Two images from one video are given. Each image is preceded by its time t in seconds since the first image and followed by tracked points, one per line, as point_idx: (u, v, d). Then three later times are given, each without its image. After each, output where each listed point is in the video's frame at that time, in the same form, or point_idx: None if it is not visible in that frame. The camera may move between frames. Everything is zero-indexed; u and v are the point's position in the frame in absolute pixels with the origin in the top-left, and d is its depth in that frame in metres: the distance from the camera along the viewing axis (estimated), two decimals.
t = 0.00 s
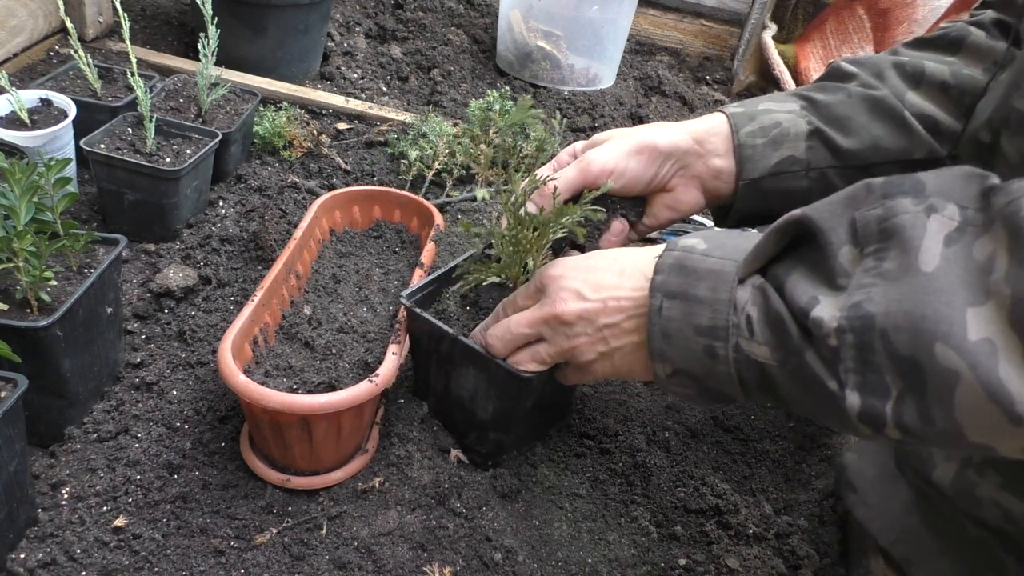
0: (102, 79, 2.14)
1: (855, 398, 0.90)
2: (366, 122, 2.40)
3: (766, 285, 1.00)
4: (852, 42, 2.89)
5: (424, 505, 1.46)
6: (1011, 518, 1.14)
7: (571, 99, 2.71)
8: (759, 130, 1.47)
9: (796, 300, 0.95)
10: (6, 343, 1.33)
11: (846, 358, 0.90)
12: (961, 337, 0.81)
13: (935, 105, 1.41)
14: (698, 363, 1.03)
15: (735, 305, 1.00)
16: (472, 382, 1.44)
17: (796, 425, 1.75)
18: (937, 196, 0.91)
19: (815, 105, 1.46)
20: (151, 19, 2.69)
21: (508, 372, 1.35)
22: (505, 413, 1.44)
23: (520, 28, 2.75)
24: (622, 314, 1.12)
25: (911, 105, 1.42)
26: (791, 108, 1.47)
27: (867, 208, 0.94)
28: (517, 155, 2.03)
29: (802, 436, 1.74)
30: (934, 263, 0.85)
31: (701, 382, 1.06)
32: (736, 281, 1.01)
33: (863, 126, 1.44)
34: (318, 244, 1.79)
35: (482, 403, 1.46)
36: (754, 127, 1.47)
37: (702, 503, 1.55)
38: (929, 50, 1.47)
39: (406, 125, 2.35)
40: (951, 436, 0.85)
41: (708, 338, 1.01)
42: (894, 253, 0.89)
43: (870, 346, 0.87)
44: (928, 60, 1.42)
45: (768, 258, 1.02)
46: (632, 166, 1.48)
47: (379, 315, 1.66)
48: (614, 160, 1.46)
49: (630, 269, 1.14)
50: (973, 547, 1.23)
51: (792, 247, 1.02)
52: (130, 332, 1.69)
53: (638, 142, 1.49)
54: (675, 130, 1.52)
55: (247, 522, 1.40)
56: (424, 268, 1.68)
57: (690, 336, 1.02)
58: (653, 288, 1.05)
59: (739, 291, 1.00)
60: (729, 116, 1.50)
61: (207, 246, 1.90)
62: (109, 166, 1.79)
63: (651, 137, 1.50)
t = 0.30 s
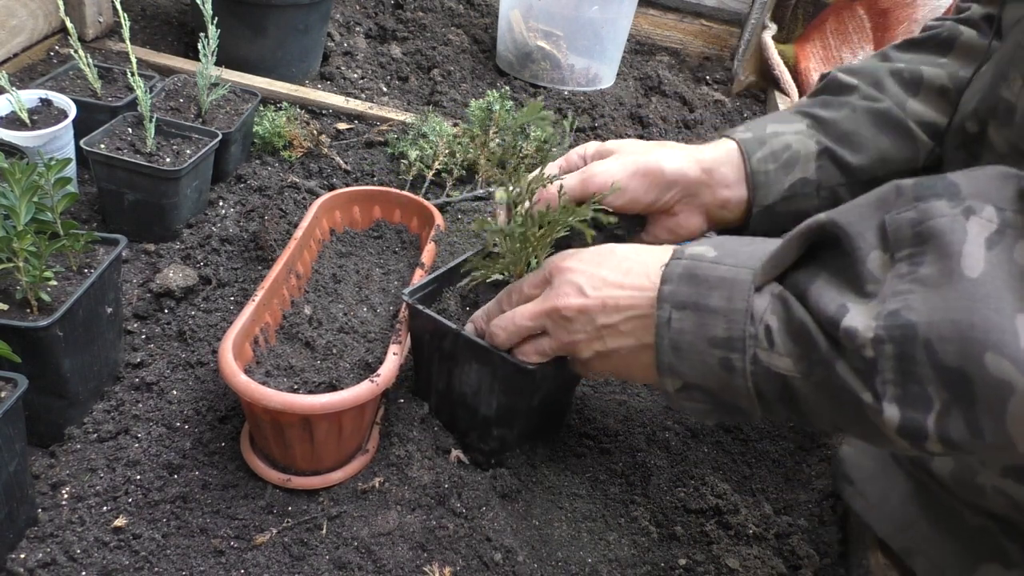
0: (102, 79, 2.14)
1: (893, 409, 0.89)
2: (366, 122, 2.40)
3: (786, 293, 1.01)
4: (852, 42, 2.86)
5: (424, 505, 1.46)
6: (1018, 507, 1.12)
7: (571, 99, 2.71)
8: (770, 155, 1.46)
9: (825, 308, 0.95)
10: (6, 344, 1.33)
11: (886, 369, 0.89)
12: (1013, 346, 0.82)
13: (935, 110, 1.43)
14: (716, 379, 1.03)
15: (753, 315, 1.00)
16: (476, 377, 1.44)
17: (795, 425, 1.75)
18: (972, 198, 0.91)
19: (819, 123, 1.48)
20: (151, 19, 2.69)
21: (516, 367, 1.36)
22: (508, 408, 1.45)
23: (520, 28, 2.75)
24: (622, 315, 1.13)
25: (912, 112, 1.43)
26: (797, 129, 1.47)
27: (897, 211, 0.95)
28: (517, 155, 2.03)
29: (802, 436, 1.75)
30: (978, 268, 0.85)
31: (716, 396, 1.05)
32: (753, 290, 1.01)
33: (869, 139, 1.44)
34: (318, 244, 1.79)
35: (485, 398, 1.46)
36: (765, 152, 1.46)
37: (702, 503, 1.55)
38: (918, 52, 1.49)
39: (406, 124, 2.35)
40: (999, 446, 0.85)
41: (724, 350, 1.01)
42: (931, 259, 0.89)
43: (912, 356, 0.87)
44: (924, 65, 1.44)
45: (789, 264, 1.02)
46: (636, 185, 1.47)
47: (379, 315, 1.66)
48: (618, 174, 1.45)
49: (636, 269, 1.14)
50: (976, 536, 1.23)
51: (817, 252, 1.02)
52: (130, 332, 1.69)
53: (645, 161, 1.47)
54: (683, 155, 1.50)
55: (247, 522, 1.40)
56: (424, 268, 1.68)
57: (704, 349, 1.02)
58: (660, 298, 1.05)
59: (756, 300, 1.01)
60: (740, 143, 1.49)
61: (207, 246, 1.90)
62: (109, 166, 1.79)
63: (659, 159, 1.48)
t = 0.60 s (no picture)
0: (102, 79, 2.14)
1: (842, 402, 0.84)
2: (366, 122, 2.40)
3: (743, 295, 0.96)
4: (852, 42, 2.86)
5: (424, 505, 1.46)
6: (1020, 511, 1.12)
7: (571, 99, 2.71)
8: (784, 191, 1.46)
9: (778, 306, 0.92)
10: (6, 344, 1.33)
11: (833, 362, 0.85)
12: (950, 330, 0.77)
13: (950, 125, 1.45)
14: (677, 382, 0.99)
15: (713, 316, 0.96)
16: (474, 379, 1.45)
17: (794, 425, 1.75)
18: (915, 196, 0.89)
19: (835, 151, 1.47)
20: (151, 19, 2.69)
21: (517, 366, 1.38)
22: (508, 411, 1.46)
23: (520, 28, 2.75)
24: (588, 303, 1.10)
25: (926, 130, 1.45)
26: (816, 161, 1.46)
27: (844, 212, 0.92)
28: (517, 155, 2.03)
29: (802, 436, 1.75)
30: (918, 258, 0.82)
31: (678, 400, 1.01)
32: (713, 293, 0.97)
33: (885, 166, 1.46)
34: (318, 244, 1.79)
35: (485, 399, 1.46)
36: (780, 189, 1.46)
37: (702, 503, 1.55)
38: (930, 61, 1.49)
39: (406, 125, 2.35)
40: (947, 435, 0.80)
41: (686, 353, 0.97)
42: (876, 254, 0.86)
43: (858, 346, 0.83)
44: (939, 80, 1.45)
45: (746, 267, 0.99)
46: (649, 209, 1.45)
47: (379, 315, 1.66)
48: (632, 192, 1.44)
49: (606, 270, 1.13)
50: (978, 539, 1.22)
51: (772, 256, 0.99)
52: (130, 332, 1.69)
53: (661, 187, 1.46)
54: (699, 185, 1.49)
55: (247, 522, 1.40)
56: (424, 268, 1.68)
57: (666, 353, 0.98)
58: (626, 304, 1.01)
59: (716, 303, 0.97)
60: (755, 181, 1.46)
61: (207, 246, 1.90)
62: (110, 166, 1.79)
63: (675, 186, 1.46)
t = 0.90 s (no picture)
0: (102, 79, 2.14)
1: (827, 409, 0.83)
2: (366, 122, 2.40)
3: (727, 293, 0.95)
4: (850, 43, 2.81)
5: (424, 505, 1.46)
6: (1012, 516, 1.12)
7: (571, 99, 2.71)
8: (777, 117, 1.37)
9: (764, 308, 0.90)
10: (6, 344, 1.33)
11: (819, 368, 0.83)
12: (942, 343, 0.75)
13: (962, 95, 1.33)
14: (658, 379, 0.97)
15: (696, 315, 0.95)
16: (471, 378, 1.45)
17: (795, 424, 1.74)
18: (909, 199, 0.86)
19: (836, 92, 1.37)
20: (151, 19, 2.69)
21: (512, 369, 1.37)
22: (504, 410, 1.46)
23: (519, 28, 2.75)
24: (564, 306, 1.08)
25: (937, 93, 1.33)
26: (813, 95, 1.37)
27: (835, 212, 0.89)
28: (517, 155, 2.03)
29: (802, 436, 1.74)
30: (910, 266, 0.80)
31: (658, 398, 1.00)
32: (697, 292, 0.96)
33: (886, 116, 1.34)
34: (318, 244, 1.79)
35: (483, 399, 1.46)
36: (772, 114, 1.37)
37: (702, 503, 1.55)
38: (949, 32, 1.37)
39: (406, 124, 2.35)
40: (933, 447, 0.79)
41: (667, 351, 0.95)
42: (867, 257, 0.84)
43: (845, 354, 0.81)
44: (954, 46, 1.33)
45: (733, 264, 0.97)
46: (637, 134, 1.43)
47: (379, 315, 1.66)
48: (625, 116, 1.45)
49: (585, 269, 1.11)
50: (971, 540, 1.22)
51: (761, 252, 0.97)
52: (130, 332, 1.69)
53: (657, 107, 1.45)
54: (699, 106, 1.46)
55: (247, 522, 1.40)
56: (424, 268, 1.68)
57: (648, 350, 0.96)
58: (607, 299, 0.99)
59: (699, 302, 0.95)
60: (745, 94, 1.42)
61: (206, 246, 1.90)
62: (109, 166, 1.79)
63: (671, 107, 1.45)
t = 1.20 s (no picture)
0: (102, 79, 2.14)
1: (833, 442, 0.83)
2: (366, 122, 2.40)
3: (732, 317, 0.95)
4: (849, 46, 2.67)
5: (423, 505, 1.46)
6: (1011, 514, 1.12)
7: (571, 99, 2.71)
8: (757, 125, 1.38)
9: (769, 336, 0.89)
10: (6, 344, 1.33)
11: (825, 401, 0.83)
12: (950, 378, 0.75)
13: (936, 83, 1.36)
14: (659, 402, 0.98)
15: (700, 340, 0.95)
16: (471, 378, 1.45)
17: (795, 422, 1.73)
18: (917, 226, 0.85)
19: (814, 91, 1.39)
20: (151, 19, 2.69)
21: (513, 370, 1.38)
22: (503, 410, 1.46)
23: (520, 28, 2.75)
24: (568, 318, 1.09)
25: (913, 83, 1.36)
26: (790, 97, 1.39)
27: (841, 237, 0.88)
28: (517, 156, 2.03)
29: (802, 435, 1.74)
30: (919, 297, 0.79)
31: (659, 419, 1.00)
32: (700, 315, 0.95)
33: (859, 114, 1.38)
34: (318, 244, 1.79)
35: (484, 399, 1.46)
36: (752, 122, 1.38)
37: (702, 503, 1.55)
38: (934, 10, 1.37)
39: (406, 125, 2.35)
40: (942, 483, 0.79)
41: (670, 374, 0.96)
42: (873, 287, 0.83)
43: (852, 387, 0.81)
44: (935, 32, 1.34)
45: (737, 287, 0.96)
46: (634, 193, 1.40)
47: (379, 315, 1.66)
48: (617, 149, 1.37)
49: (592, 282, 1.11)
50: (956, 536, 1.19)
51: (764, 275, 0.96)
52: (130, 332, 1.69)
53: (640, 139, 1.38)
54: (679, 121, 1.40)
55: (247, 522, 1.40)
56: (424, 268, 1.68)
57: (650, 372, 0.97)
58: (609, 320, 1.00)
59: (703, 325, 0.95)
60: (728, 114, 1.38)
61: (207, 246, 1.90)
62: (109, 166, 1.79)
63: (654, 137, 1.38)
